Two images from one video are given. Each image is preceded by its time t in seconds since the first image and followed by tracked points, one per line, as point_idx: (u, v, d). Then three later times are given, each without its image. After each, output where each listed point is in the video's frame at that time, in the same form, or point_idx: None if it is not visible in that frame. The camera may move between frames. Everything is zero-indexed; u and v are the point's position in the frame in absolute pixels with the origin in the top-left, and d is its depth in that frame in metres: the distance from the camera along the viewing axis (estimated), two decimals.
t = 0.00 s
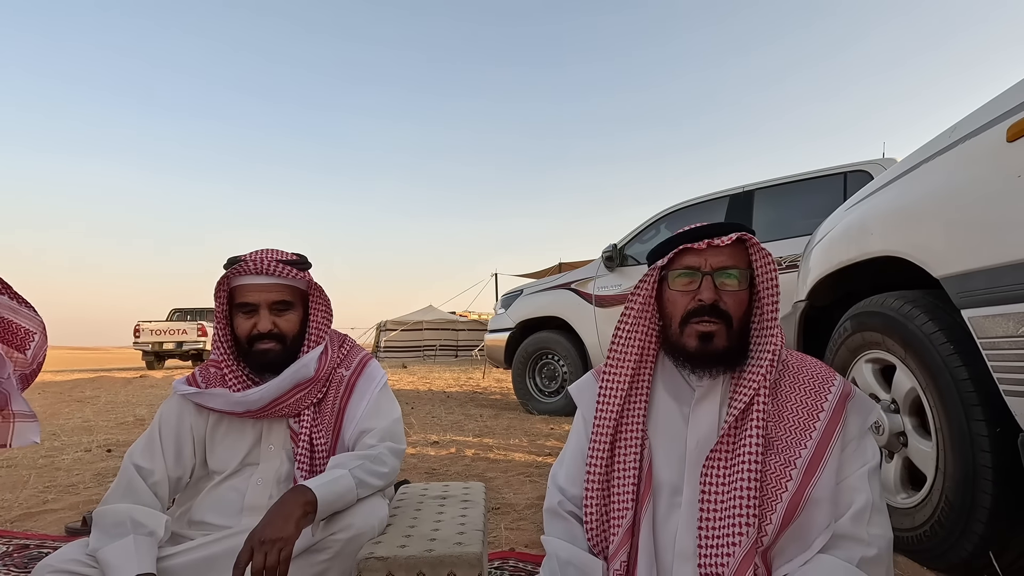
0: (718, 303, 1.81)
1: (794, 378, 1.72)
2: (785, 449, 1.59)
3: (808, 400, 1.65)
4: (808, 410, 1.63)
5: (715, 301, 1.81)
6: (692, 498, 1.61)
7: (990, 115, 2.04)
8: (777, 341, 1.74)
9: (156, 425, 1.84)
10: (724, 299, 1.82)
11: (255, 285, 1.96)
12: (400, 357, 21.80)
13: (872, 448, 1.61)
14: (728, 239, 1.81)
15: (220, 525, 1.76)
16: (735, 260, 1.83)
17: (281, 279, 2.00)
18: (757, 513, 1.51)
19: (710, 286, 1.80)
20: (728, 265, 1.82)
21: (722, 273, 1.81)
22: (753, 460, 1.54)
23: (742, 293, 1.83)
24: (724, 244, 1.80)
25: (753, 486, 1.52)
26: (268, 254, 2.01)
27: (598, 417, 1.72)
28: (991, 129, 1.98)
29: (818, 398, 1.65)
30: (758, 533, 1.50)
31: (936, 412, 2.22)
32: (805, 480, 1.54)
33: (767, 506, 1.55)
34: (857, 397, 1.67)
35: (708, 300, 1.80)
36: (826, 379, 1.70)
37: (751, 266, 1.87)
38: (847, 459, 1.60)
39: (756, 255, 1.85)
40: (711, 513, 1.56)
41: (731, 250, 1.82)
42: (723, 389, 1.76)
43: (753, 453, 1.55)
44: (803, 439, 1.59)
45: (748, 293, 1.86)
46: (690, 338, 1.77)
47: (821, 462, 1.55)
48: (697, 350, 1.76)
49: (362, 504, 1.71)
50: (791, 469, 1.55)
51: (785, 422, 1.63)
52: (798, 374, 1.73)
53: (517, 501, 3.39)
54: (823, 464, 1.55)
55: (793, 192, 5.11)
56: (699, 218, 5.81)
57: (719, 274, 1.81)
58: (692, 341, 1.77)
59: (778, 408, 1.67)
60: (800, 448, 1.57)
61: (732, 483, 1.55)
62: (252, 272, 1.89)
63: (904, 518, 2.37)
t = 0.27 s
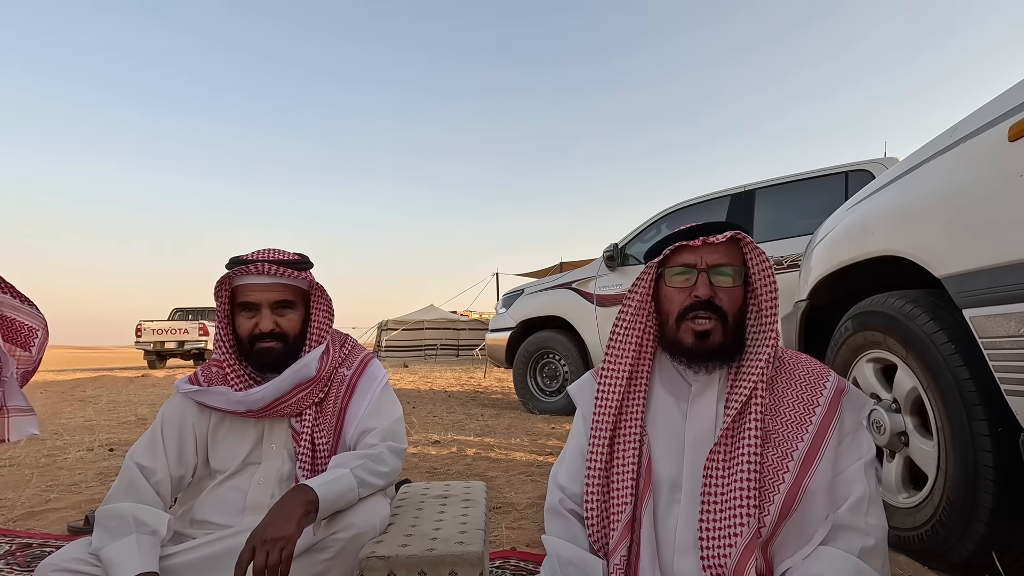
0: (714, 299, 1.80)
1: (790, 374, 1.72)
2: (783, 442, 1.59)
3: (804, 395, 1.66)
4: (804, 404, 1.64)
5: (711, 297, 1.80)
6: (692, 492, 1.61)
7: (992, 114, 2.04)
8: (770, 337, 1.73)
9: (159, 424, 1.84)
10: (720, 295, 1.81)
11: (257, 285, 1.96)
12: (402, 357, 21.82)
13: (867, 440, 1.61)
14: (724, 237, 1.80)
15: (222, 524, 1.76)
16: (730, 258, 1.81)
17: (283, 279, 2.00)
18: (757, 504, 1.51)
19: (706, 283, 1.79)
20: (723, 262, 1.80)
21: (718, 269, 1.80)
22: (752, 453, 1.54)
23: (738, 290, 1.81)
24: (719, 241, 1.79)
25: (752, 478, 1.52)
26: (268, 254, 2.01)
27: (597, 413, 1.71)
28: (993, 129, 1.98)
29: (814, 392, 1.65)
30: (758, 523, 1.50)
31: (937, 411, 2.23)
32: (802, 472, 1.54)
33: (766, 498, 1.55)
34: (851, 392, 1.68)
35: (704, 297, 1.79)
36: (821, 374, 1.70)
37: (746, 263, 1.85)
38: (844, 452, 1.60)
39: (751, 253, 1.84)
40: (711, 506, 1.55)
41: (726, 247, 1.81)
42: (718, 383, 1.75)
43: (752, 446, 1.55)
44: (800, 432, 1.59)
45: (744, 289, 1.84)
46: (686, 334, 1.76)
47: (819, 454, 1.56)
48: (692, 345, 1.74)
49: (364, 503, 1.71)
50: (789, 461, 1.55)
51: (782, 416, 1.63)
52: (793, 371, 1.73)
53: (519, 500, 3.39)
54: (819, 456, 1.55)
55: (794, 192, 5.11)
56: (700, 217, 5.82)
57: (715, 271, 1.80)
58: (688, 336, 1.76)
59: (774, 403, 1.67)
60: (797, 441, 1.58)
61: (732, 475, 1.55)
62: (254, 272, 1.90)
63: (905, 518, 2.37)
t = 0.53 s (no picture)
0: (709, 295, 1.76)
1: (785, 367, 1.72)
2: (781, 432, 1.58)
3: (799, 385, 1.64)
4: (802, 394, 1.62)
5: (706, 294, 1.76)
6: (693, 483, 1.57)
7: (994, 111, 2.03)
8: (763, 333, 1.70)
9: (162, 422, 1.85)
10: (715, 292, 1.77)
11: (260, 283, 1.96)
12: (404, 355, 21.85)
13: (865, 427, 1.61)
14: (718, 234, 1.77)
15: (225, 521, 1.77)
16: (723, 256, 1.79)
17: (285, 277, 2.00)
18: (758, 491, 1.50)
19: (701, 280, 1.75)
20: (716, 260, 1.77)
21: (712, 267, 1.76)
22: (751, 442, 1.53)
23: (732, 287, 1.77)
24: (713, 240, 1.76)
25: (753, 466, 1.51)
26: (269, 252, 2.01)
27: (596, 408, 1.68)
28: (996, 125, 1.97)
29: (809, 382, 1.64)
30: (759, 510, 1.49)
31: (938, 408, 2.23)
32: (799, 459, 1.54)
33: (766, 486, 1.54)
34: (844, 383, 1.68)
35: (699, 293, 1.75)
36: (815, 366, 1.70)
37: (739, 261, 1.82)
38: (843, 436, 1.59)
39: (743, 251, 1.81)
40: (712, 496, 1.53)
41: (720, 245, 1.79)
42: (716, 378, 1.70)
43: (751, 435, 1.54)
44: (797, 420, 1.58)
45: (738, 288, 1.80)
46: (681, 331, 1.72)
47: (816, 440, 1.55)
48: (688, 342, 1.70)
49: (366, 500, 1.72)
50: (787, 449, 1.55)
51: (779, 407, 1.62)
52: (788, 365, 1.73)
53: (520, 497, 3.40)
54: (818, 441, 1.54)
55: (796, 189, 5.10)
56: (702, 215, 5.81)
57: (709, 268, 1.76)
58: (684, 333, 1.71)
59: (770, 394, 1.65)
60: (794, 428, 1.57)
61: (732, 464, 1.54)
62: (256, 270, 1.90)
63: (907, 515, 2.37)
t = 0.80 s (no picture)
0: (704, 306, 1.75)
1: (779, 362, 1.72)
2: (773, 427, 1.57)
3: (789, 381, 1.64)
4: (793, 388, 1.62)
5: (701, 305, 1.75)
6: (692, 479, 1.56)
7: (991, 117, 2.06)
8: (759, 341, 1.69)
9: (171, 424, 1.89)
10: (710, 302, 1.76)
11: (268, 288, 1.99)
12: (406, 353, 21.92)
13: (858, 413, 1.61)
14: (713, 245, 1.74)
15: (234, 520, 1.82)
16: (719, 267, 1.76)
17: (292, 282, 2.03)
18: (756, 484, 1.47)
19: (697, 292, 1.73)
20: (712, 271, 1.75)
21: (706, 278, 1.74)
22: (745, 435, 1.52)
23: (727, 298, 1.76)
24: (709, 252, 1.72)
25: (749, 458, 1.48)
26: (277, 257, 2.04)
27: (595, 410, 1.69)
28: (992, 131, 2.00)
29: (798, 377, 1.64)
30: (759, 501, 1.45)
31: (935, 409, 2.26)
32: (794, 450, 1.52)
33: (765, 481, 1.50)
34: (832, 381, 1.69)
35: (695, 305, 1.74)
36: (804, 364, 1.70)
37: (733, 268, 1.80)
38: (836, 420, 1.58)
39: (738, 263, 1.78)
40: (710, 491, 1.50)
41: (715, 257, 1.75)
42: (712, 387, 1.71)
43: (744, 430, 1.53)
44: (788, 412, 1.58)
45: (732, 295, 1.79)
46: (677, 341, 1.71)
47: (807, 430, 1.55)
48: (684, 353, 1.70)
49: (371, 500, 1.76)
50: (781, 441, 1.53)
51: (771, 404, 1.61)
52: (780, 360, 1.73)
53: (522, 496, 3.44)
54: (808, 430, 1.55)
55: (797, 189, 5.13)
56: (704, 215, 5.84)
57: (703, 279, 1.74)
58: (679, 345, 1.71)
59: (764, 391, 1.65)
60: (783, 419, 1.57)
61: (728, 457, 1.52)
62: (265, 275, 1.93)
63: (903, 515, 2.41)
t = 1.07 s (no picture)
0: (695, 313, 1.86)
1: (763, 365, 1.83)
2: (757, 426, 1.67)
3: (771, 382, 1.76)
4: (773, 388, 1.73)
5: (692, 312, 1.86)
6: (682, 473, 1.67)
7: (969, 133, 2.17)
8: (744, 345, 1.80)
9: (194, 423, 2.00)
10: (700, 310, 1.87)
11: (286, 295, 2.12)
12: (409, 352, 22.05)
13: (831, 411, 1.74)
14: (702, 256, 1.84)
15: (255, 513, 1.94)
16: (708, 276, 1.88)
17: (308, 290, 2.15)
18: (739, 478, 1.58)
19: (687, 299, 1.85)
20: (702, 280, 1.86)
21: (696, 287, 1.85)
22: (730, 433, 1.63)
23: (716, 304, 1.88)
24: (699, 263, 1.83)
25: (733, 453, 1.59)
26: (292, 266, 2.16)
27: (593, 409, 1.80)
28: (969, 147, 2.11)
29: (778, 378, 1.76)
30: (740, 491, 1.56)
31: (917, 410, 2.37)
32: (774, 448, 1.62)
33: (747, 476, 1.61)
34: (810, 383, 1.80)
35: (686, 311, 1.85)
36: (784, 367, 1.82)
37: (721, 277, 1.91)
38: (810, 417, 1.70)
39: (725, 272, 1.90)
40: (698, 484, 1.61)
41: (705, 268, 1.86)
42: (700, 387, 1.82)
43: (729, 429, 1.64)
44: (768, 408, 1.70)
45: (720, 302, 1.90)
46: (670, 345, 1.83)
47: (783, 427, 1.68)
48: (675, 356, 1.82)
49: (383, 494, 1.88)
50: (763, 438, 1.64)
51: (755, 404, 1.72)
52: (765, 363, 1.83)
53: (524, 493, 3.56)
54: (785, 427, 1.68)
55: (794, 193, 5.24)
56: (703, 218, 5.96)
57: (693, 287, 1.86)
58: (670, 349, 1.83)
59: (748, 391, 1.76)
60: (765, 417, 1.69)
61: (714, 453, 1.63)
62: (283, 284, 2.05)
63: (888, 510, 2.53)
